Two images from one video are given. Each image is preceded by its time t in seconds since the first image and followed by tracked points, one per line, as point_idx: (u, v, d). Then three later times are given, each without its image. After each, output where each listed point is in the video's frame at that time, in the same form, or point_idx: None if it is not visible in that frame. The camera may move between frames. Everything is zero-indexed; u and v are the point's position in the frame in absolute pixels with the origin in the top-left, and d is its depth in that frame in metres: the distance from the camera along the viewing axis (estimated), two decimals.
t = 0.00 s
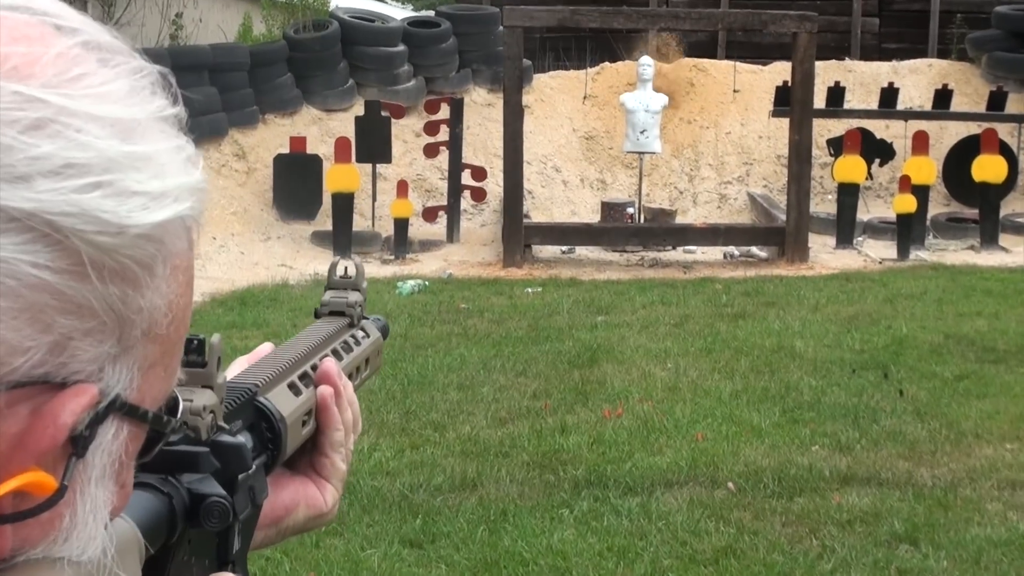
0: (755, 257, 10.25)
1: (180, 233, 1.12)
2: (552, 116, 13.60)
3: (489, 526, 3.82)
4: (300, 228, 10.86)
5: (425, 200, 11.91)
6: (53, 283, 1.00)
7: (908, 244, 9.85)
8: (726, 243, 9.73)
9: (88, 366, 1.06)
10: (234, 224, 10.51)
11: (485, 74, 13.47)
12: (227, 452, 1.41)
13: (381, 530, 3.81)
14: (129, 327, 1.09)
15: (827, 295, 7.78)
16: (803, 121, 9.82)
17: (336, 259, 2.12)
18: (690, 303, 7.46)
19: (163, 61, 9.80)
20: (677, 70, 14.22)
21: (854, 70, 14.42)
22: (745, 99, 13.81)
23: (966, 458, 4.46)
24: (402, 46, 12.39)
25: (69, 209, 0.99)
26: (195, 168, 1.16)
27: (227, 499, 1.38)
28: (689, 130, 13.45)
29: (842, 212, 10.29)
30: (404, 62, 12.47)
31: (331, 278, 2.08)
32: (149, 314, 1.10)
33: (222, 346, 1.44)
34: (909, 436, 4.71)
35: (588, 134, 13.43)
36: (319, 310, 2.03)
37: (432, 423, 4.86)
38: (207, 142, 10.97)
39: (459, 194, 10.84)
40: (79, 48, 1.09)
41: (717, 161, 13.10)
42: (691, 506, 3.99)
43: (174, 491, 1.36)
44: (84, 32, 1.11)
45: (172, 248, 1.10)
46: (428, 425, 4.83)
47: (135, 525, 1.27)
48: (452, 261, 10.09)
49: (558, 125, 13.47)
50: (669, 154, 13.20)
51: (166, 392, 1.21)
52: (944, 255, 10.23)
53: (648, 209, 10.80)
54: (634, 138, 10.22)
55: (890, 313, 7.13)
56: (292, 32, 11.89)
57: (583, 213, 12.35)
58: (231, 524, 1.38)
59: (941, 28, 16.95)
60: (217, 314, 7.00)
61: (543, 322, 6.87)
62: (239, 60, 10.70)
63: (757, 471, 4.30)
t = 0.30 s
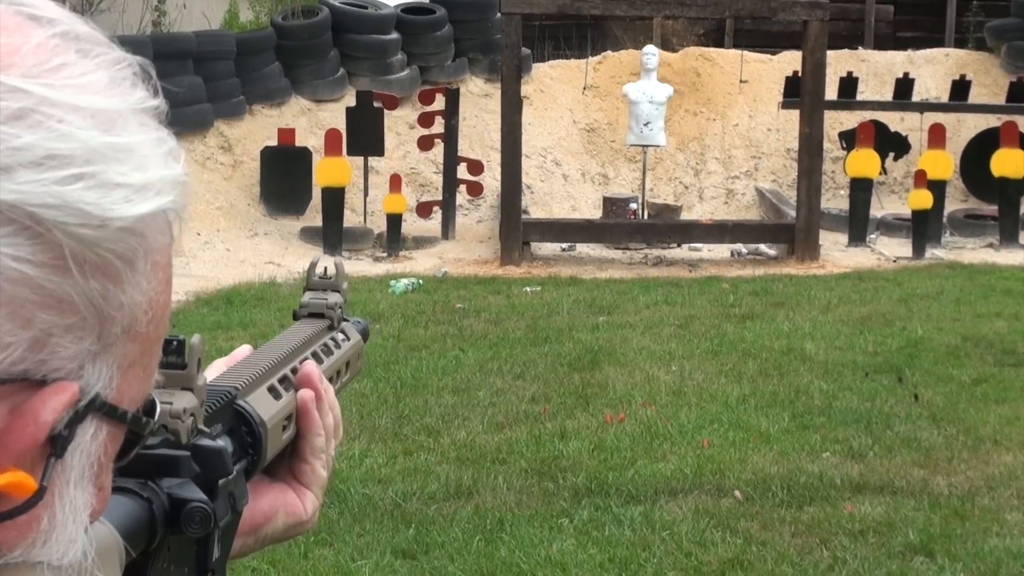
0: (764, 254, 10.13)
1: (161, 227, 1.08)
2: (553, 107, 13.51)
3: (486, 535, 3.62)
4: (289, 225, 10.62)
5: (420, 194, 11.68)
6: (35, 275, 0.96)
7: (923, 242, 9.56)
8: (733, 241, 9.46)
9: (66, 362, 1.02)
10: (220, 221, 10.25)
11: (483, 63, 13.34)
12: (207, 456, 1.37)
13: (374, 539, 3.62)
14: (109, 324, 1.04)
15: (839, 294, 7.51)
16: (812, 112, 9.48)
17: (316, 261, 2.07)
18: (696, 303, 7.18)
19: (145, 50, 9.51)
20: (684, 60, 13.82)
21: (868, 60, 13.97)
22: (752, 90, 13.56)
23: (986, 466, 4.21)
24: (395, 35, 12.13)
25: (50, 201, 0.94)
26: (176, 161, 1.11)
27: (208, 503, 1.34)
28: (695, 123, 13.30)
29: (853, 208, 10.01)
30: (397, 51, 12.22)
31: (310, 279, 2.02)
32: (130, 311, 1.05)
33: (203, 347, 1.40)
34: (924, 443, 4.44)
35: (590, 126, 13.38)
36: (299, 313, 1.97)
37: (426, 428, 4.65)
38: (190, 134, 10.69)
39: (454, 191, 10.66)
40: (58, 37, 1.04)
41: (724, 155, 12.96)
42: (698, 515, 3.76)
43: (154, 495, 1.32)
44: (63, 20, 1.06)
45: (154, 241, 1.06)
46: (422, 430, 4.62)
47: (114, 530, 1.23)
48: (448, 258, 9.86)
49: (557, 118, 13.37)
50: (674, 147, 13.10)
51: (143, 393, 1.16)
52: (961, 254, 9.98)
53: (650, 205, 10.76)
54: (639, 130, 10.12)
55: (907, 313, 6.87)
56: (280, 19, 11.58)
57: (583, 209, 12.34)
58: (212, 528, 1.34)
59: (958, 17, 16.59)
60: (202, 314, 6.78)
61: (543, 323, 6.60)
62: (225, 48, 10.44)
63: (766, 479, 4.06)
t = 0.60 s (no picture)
0: (771, 254, 10.03)
1: (125, 221, 1.07)
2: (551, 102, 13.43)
3: (481, 550, 3.55)
4: (276, 226, 10.37)
5: (412, 194, 11.60)
6: None
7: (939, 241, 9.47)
8: (740, 241, 9.32)
9: (29, 361, 1.00)
10: (203, 223, 9.91)
11: (478, 56, 13.29)
12: (180, 460, 1.33)
13: (365, 555, 3.55)
14: (74, 320, 1.03)
15: (850, 296, 7.44)
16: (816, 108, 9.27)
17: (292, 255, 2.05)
18: (700, 307, 7.12)
19: (123, 43, 9.32)
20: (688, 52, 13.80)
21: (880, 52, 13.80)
22: (759, 83, 13.56)
23: (1005, 476, 4.13)
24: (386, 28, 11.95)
25: (8, 194, 0.93)
26: (139, 152, 1.11)
27: (181, 511, 1.29)
28: (700, 117, 13.23)
29: (867, 206, 9.84)
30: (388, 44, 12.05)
31: (287, 275, 2.03)
32: (95, 309, 1.04)
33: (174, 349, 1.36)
34: (941, 452, 4.36)
35: (589, 122, 13.32)
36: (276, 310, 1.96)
37: (419, 438, 4.60)
38: (172, 131, 10.44)
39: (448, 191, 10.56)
40: (11, 25, 1.03)
41: (730, 152, 12.84)
42: (703, 528, 3.69)
43: (124, 505, 1.27)
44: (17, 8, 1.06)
45: (117, 235, 1.05)
46: (415, 441, 4.57)
47: (80, 538, 1.18)
48: (442, 260, 9.70)
49: (555, 114, 13.29)
50: (678, 143, 13.01)
51: (111, 394, 1.14)
52: (979, 253, 9.85)
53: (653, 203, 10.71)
54: (641, 127, 10.05)
55: (918, 315, 6.78)
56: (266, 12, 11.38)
57: (583, 208, 12.16)
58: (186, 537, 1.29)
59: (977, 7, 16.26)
60: (185, 319, 6.68)
61: (540, 328, 6.52)
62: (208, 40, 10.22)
63: (776, 489, 3.98)
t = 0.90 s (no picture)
0: (782, 266, 9.93)
1: (90, 239, 1.14)
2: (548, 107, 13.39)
3: None
4: (261, 237, 10.27)
5: (403, 203, 11.54)
6: None
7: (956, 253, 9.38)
8: (746, 253, 9.21)
9: None
10: (185, 232, 9.77)
11: (472, 59, 13.22)
12: (151, 490, 1.39)
13: None
14: (36, 344, 1.11)
15: (861, 311, 7.36)
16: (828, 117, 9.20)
17: (274, 277, 2.13)
18: (706, 322, 7.06)
19: (103, 47, 9.10)
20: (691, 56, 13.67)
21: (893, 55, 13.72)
22: (767, 87, 13.44)
23: None
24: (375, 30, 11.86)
25: None
26: (105, 167, 1.18)
27: (150, 543, 1.36)
28: (705, 124, 13.17)
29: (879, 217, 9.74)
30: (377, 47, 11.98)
31: (268, 294, 2.10)
32: (58, 330, 1.12)
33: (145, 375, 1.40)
34: (957, 474, 4.29)
35: (589, 128, 13.27)
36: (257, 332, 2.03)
37: (411, 459, 4.55)
38: (152, 136, 10.35)
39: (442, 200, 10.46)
40: None
41: (736, 160, 12.84)
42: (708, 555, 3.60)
43: (91, 536, 1.34)
44: None
45: (80, 253, 1.12)
46: (406, 462, 4.52)
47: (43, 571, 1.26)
48: (434, 273, 9.59)
49: (552, 119, 13.25)
50: (681, 150, 12.96)
51: (77, 419, 1.22)
52: (996, 265, 9.75)
53: (655, 213, 10.65)
54: (642, 133, 9.99)
55: (933, 331, 6.70)
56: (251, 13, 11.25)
57: (582, 218, 12.04)
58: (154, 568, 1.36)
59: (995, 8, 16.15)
60: (166, 335, 6.60)
61: (537, 344, 6.45)
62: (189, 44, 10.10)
63: (787, 513, 3.91)
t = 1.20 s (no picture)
0: (795, 275, 9.87)
1: (53, 249, 1.14)
2: (547, 110, 13.34)
3: None
4: (248, 245, 10.21)
5: (397, 209, 11.50)
6: None
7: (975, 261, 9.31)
8: (754, 261, 9.14)
9: None
10: (169, 241, 9.70)
11: (469, 58, 13.16)
12: (123, 510, 1.39)
13: None
14: None
15: (876, 322, 7.31)
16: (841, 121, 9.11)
17: (259, 289, 2.12)
18: (713, 333, 7.02)
19: (82, 46, 8.96)
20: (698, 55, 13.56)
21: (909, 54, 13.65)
22: (776, 88, 13.40)
23: None
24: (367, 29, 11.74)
25: None
26: (71, 170, 1.17)
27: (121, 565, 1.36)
28: (711, 125, 13.11)
29: (893, 223, 9.67)
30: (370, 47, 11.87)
31: (253, 309, 2.08)
32: (20, 344, 1.12)
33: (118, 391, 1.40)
34: (976, 491, 4.24)
35: (590, 130, 13.22)
36: (241, 347, 2.02)
37: (405, 476, 4.50)
38: (133, 138, 10.20)
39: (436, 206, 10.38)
40: None
41: (744, 163, 12.78)
42: None
43: (60, 558, 1.32)
44: None
45: (41, 262, 1.12)
46: (400, 479, 4.47)
47: None
48: (428, 281, 9.52)
49: (552, 120, 13.21)
50: (687, 153, 12.90)
51: (41, 438, 1.21)
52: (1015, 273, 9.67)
53: (659, 220, 10.59)
54: (646, 137, 9.94)
55: (950, 342, 6.66)
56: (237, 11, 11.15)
57: (583, 224, 11.92)
58: None
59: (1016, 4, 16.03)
60: (149, 347, 6.55)
61: (535, 357, 6.40)
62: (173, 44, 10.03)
63: (797, 533, 3.85)
